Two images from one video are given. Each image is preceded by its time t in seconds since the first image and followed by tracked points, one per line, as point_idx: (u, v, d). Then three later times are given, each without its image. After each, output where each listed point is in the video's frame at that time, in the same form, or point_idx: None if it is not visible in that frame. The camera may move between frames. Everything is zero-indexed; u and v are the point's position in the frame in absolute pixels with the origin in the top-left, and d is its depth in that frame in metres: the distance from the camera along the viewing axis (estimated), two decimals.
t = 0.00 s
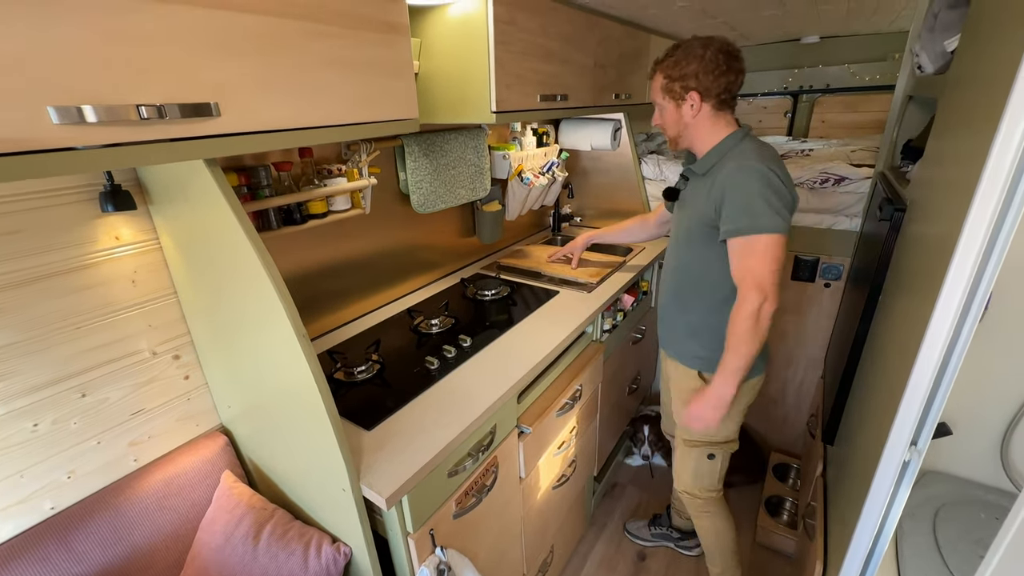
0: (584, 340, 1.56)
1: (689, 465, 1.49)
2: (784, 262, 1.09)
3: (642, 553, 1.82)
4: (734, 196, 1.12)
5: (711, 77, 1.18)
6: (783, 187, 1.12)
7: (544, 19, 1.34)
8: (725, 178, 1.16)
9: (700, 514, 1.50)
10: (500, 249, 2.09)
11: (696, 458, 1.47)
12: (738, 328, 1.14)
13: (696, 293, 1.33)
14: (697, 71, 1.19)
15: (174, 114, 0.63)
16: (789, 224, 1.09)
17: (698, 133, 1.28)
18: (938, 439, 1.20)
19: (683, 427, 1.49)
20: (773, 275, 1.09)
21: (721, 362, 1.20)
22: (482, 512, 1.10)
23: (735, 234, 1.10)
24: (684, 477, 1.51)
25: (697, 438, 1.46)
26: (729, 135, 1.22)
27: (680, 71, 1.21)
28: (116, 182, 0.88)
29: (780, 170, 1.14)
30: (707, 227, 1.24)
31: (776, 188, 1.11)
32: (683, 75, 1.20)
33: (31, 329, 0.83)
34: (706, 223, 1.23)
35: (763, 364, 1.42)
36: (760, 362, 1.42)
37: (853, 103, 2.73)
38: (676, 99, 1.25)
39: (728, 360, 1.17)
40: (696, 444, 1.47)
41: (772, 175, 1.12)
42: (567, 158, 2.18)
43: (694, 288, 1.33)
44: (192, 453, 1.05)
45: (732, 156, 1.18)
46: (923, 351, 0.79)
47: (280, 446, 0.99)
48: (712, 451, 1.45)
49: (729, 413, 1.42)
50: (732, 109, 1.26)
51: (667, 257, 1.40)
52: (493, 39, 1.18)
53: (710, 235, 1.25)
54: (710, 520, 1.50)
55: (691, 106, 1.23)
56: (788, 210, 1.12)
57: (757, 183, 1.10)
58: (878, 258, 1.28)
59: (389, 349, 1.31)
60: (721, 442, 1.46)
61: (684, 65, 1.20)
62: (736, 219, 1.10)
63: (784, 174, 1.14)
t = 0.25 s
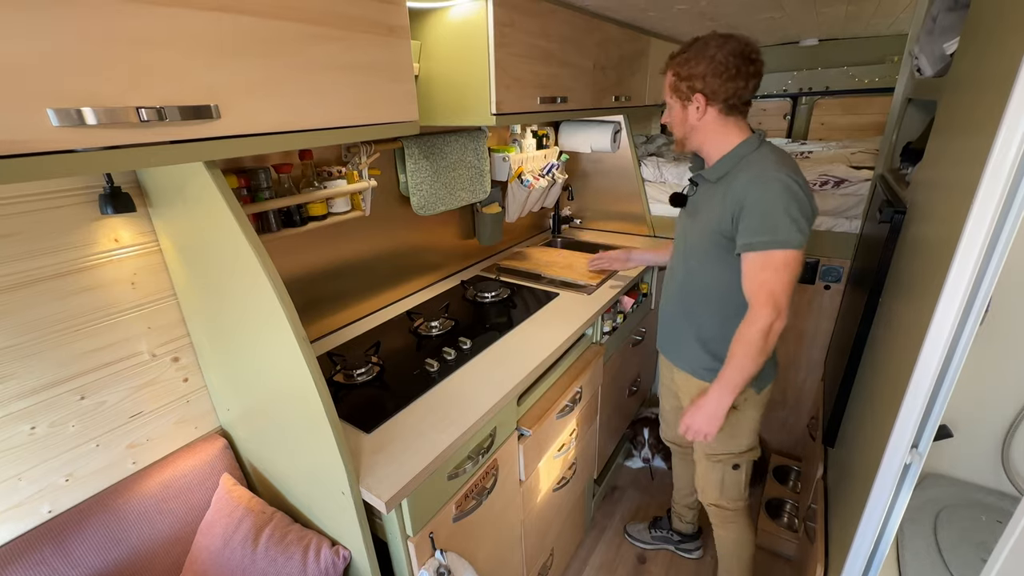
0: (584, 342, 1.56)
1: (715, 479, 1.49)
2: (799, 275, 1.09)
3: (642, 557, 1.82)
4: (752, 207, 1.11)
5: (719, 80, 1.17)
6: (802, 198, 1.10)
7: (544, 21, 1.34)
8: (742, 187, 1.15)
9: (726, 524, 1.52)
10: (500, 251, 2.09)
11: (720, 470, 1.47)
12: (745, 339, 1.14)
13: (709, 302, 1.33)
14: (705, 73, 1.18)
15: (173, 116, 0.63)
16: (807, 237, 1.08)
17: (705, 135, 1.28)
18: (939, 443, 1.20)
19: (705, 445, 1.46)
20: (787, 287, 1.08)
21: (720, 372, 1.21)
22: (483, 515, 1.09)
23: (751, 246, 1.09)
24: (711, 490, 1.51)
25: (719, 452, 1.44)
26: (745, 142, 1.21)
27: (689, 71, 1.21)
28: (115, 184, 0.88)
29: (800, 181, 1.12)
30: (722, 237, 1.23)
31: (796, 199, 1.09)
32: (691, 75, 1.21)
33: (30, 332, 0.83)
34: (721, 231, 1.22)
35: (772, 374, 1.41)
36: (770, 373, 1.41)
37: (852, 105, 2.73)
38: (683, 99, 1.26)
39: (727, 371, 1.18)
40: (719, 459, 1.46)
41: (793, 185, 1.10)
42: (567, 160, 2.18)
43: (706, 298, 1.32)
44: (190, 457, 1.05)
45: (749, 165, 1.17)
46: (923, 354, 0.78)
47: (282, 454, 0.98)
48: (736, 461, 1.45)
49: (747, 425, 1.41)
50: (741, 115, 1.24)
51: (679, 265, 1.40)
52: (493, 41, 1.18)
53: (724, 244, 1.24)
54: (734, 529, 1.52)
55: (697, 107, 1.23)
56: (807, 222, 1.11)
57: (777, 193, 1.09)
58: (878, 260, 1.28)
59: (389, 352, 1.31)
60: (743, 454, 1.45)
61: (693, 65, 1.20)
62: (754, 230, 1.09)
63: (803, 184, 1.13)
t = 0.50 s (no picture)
0: (583, 344, 1.55)
1: (726, 491, 1.48)
2: (807, 276, 1.07)
3: (642, 560, 1.81)
4: (761, 207, 1.10)
5: (730, 80, 1.18)
6: (813, 196, 1.09)
7: (544, 23, 1.34)
8: (752, 186, 1.14)
9: (738, 535, 1.52)
10: (500, 253, 2.09)
11: (732, 484, 1.47)
12: (749, 341, 1.12)
13: (721, 307, 1.32)
14: (715, 74, 1.18)
15: (171, 117, 0.62)
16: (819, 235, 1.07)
17: (714, 137, 1.28)
18: (940, 446, 1.19)
19: (713, 457, 1.46)
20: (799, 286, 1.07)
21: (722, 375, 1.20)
22: (482, 519, 1.09)
23: (761, 244, 1.08)
24: (721, 502, 1.50)
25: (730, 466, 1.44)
26: (752, 143, 1.21)
27: (697, 72, 1.21)
28: (113, 185, 0.87)
29: (811, 179, 1.12)
30: (731, 238, 1.23)
31: (808, 197, 1.09)
32: (700, 77, 1.20)
33: (26, 334, 0.83)
34: (730, 231, 1.22)
35: (786, 386, 1.39)
36: (785, 382, 1.40)
37: (851, 108, 2.73)
38: (691, 101, 1.25)
39: (726, 376, 1.18)
40: (730, 472, 1.45)
41: (803, 183, 1.10)
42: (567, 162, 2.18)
43: (717, 300, 1.32)
44: (187, 459, 1.04)
45: (759, 164, 1.17)
46: (924, 357, 0.78)
47: (283, 458, 0.97)
48: (747, 475, 1.45)
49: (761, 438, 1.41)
50: (749, 116, 1.26)
51: (689, 268, 1.39)
52: (493, 43, 1.18)
53: (734, 245, 1.23)
54: (746, 541, 1.52)
55: (706, 110, 1.23)
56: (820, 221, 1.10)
57: (787, 191, 1.09)
58: (878, 263, 1.27)
59: (388, 354, 1.30)
60: (755, 467, 1.45)
61: (702, 66, 1.20)
62: (764, 229, 1.08)
63: (815, 182, 1.12)
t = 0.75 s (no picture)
0: (582, 346, 1.56)
1: (733, 494, 1.48)
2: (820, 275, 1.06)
3: (641, 562, 1.81)
4: (766, 206, 1.10)
5: (725, 79, 1.19)
6: (817, 193, 1.10)
7: (541, 25, 1.34)
8: (756, 186, 1.14)
9: (743, 538, 1.52)
10: (498, 254, 2.09)
11: (741, 487, 1.47)
12: (767, 344, 1.09)
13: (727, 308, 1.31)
14: (710, 73, 1.19)
15: (166, 119, 0.62)
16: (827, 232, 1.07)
17: (710, 137, 1.28)
18: (939, 447, 1.19)
19: (724, 462, 1.46)
20: (809, 286, 1.06)
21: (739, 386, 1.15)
22: (480, 521, 1.09)
23: (771, 244, 1.07)
24: (730, 505, 1.50)
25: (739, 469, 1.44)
26: (751, 144, 1.22)
27: (693, 72, 1.22)
28: (109, 188, 0.87)
29: (812, 176, 1.12)
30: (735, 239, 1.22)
31: (813, 194, 1.09)
32: (696, 76, 1.21)
33: (22, 337, 0.82)
34: (734, 233, 1.21)
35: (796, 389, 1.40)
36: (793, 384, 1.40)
37: (848, 109, 2.71)
38: (687, 101, 1.25)
39: (748, 384, 1.12)
40: (739, 476, 1.45)
41: (808, 182, 1.10)
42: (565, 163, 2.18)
43: (722, 303, 1.31)
44: (184, 462, 1.03)
45: (760, 165, 1.17)
46: (922, 358, 0.78)
47: (283, 464, 0.96)
48: (756, 478, 1.44)
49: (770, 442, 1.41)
50: (744, 116, 1.26)
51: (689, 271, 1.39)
52: (491, 45, 1.18)
53: (739, 246, 1.23)
54: (752, 544, 1.52)
55: (702, 109, 1.23)
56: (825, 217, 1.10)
57: (794, 190, 1.08)
58: (876, 264, 1.27)
59: (385, 356, 1.30)
60: (763, 471, 1.44)
61: (697, 65, 1.21)
62: (774, 228, 1.07)
63: (817, 179, 1.12)
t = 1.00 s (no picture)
0: (580, 348, 1.56)
1: (727, 492, 1.48)
2: (812, 277, 1.08)
3: (639, 565, 1.80)
4: (761, 209, 1.11)
5: (721, 81, 1.19)
6: (811, 197, 1.10)
7: (538, 29, 1.35)
8: (751, 189, 1.15)
9: (739, 537, 1.52)
10: (495, 257, 2.09)
11: (733, 484, 1.46)
12: (762, 346, 1.13)
13: (721, 309, 1.32)
14: (706, 75, 1.20)
15: (161, 123, 0.62)
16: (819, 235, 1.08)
17: (707, 139, 1.28)
18: (935, 449, 1.20)
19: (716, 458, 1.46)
20: (802, 288, 1.08)
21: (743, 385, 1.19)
22: (477, 524, 1.08)
23: (765, 247, 1.08)
24: (724, 504, 1.50)
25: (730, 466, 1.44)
26: (747, 146, 1.22)
27: (690, 73, 1.22)
28: (105, 191, 0.87)
29: (807, 180, 1.13)
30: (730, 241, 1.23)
31: (807, 198, 1.10)
32: (692, 78, 1.21)
33: (17, 341, 0.82)
34: (729, 235, 1.22)
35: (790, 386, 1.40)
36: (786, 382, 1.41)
37: (845, 112, 2.72)
38: (684, 103, 1.26)
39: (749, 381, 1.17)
40: (731, 473, 1.45)
41: (802, 185, 1.10)
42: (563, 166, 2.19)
43: (717, 304, 1.32)
44: (180, 466, 1.03)
45: (755, 168, 1.17)
46: (917, 361, 0.78)
47: (278, 466, 0.96)
48: (749, 475, 1.44)
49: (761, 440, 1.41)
50: (741, 118, 1.26)
51: (685, 273, 1.39)
52: (487, 49, 1.19)
53: (734, 248, 1.23)
54: (748, 543, 1.52)
55: (698, 110, 1.24)
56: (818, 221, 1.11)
57: (787, 193, 1.09)
58: (872, 266, 1.28)
59: (383, 358, 1.30)
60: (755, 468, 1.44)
61: (694, 67, 1.22)
62: (767, 231, 1.08)
63: (811, 183, 1.13)
